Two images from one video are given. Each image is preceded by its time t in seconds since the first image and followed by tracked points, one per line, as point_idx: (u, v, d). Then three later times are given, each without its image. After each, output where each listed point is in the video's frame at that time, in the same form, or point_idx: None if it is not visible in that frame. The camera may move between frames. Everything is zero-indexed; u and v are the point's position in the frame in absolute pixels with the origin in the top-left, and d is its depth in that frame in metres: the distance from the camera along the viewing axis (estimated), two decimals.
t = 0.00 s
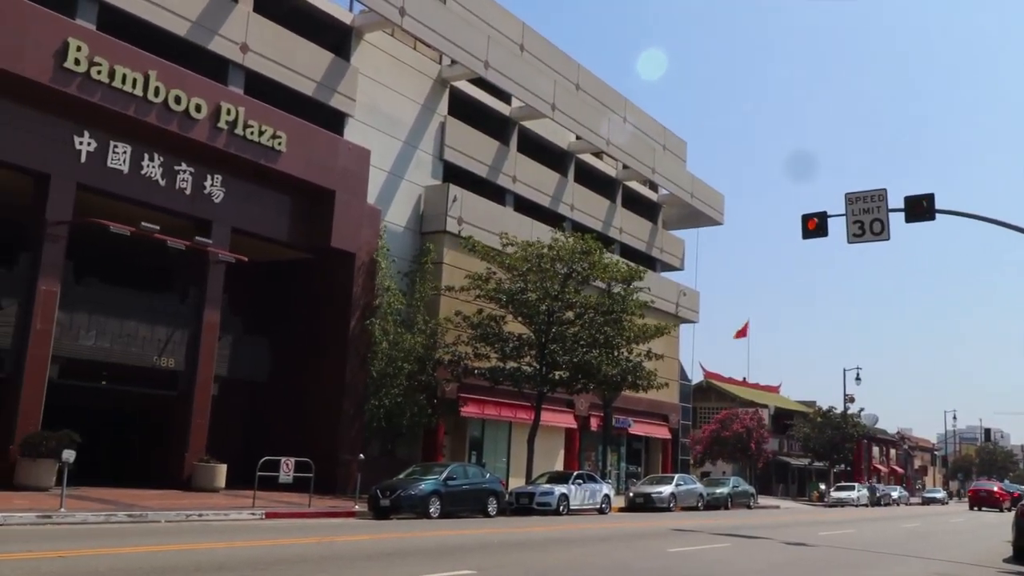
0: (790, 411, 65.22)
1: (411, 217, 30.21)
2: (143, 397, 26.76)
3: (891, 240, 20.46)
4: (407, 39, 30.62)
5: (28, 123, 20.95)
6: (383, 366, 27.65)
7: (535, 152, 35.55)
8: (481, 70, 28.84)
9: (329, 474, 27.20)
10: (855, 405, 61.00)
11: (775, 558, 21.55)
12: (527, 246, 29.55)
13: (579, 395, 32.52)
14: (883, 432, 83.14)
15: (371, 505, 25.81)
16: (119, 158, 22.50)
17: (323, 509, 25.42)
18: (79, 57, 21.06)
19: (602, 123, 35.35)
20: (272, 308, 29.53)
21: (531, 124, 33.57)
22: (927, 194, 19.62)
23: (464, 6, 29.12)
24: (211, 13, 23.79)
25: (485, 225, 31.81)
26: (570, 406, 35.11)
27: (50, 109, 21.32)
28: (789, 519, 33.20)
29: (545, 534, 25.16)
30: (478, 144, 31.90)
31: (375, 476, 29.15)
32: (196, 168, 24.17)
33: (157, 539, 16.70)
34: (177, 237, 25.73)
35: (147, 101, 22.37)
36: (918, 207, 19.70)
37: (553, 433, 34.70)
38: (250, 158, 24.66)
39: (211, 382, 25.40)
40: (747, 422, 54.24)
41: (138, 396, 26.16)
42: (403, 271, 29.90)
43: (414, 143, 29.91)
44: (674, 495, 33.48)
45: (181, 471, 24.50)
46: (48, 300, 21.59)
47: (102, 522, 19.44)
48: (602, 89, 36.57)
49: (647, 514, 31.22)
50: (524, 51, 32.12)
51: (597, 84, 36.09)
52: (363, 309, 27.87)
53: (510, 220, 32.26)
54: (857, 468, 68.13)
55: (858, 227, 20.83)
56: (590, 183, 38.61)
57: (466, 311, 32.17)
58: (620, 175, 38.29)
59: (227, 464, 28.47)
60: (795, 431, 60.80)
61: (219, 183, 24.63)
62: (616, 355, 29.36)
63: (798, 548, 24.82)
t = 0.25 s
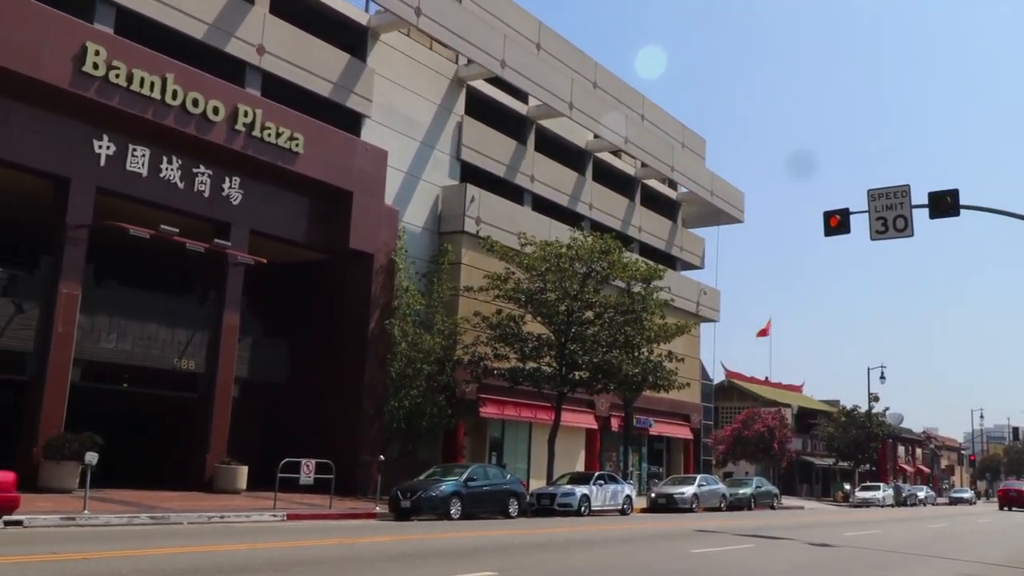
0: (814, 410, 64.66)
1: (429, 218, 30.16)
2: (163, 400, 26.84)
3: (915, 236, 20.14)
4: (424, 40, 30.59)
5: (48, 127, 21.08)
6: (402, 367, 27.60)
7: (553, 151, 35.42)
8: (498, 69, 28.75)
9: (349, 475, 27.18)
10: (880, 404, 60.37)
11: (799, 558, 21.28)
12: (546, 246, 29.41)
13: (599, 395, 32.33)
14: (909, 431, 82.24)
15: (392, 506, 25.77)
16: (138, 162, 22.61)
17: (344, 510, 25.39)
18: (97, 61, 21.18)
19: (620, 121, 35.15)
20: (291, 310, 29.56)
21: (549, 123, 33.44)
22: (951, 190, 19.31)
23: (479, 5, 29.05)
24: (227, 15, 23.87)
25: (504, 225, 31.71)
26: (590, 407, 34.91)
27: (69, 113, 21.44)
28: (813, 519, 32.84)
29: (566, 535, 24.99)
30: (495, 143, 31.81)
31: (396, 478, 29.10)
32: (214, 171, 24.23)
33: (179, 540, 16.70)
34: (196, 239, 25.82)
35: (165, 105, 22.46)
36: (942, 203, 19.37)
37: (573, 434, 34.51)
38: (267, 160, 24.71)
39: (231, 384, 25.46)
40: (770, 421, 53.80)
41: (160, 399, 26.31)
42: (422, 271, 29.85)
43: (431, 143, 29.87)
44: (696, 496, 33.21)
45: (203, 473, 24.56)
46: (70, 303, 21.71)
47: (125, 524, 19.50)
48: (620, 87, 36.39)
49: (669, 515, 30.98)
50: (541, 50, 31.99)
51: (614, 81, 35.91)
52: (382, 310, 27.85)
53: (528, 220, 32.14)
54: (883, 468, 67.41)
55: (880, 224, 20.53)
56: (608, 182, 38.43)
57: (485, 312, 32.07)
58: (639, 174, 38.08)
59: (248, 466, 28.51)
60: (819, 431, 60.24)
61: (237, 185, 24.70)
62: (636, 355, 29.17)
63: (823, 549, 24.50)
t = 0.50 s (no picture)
0: (848, 411, 63.83)
1: (457, 218, 30.06)
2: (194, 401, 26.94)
3: (951, 234, 19.67)
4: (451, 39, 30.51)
5: (78, 131, 21.22)
6: (431, 368, 27.52)
7: (581, 150, 35.21)
8: (525, 68, 28.59)
9: (379, 477, 27.13)
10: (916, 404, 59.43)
11: (835, 562, 20.88)
12: (575, 246, 29.18)
13: (629, 396, 32.05)
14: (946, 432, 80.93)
15: (422, 508, 25.67)
16: (167, 164, 22.70)
17: (374, 512, 25.33)
18: (127, 64, 21.29)
19: (649, 119, 34.85)
20: (320, 311, 29.58)
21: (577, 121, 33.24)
22: (989, 186, 18.82)
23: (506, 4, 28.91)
24: (255, 17, 23.92)
25: (532, 224, 31.54)
26: (620, 408, 34.63)
27: (100, 116, 21.57)
28: (848, 521, 32.31)
29: (597, 537, 24.74)
30: (523, 143, 31.66)
31: (425, 480, 29.01)
32: (243, 173, 24.29)
33: (211, 542, 16.70)
34: (225, 241, 25.90)
35: (193, 107, 22.53)
36: (979, 200, 18.90)
37: (604, 435, 34.24)
38: (295, 161, 24.73)
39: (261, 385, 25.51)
40: (803, 422, 53.15)
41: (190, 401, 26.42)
42: (450, 272, 29.76)
43: (459, 143, 29.77)
44: (728, 498, 32.80)
45: (233, 475, 24.60)
46: (101, 305, 21.83)
47: (157, 526, 19.55)
48: (649, 85, 36.08)
49: (701, 517, 30.62)
50: (569, 48, 31.79)
51: (643, 79, 35.63)
52: (410, 311, 27.79)
53: (556, 220, 31.94)
54: (919, 470, 66.36)
55: (916, 222, 20.08)
56: (637, 181, 38.14)
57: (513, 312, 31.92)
58: (669, 172, 37.74)
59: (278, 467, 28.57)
60: (853, 432, 59.42)
61: (266, 187, 24.73)
62: (666, 356, 28.88)
63: (859, 552, 24.05)
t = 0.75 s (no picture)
0: (887, 411, 62.85)
1: (489, 218, 29.94)
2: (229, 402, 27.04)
3: (992, 231, 19.18)
4: (482, 38, 30.40)
5: (113, 134, 21.38)
6: (464, 369, 27.42)
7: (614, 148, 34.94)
8: (557, 66, 28.40)
9: (413, 479, 27.05)
10: (957, 404, 58.34)
11: (875, 564, 20.45)
12: (607, 246, 28.92)
13: (664, 396, 31.73)
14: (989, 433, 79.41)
15: (455, 509, 25.56)
16: (200, 166, 22.79)
17: (408, 513, 25.26)
18: (160, 67, 21.41)
19: (682, 117, 34.50)
20: (353, 312, 29.59)
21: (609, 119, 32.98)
22: None
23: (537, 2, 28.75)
24: (286, 18, 23.97)
25: (565, 224, 31.34)
26: (655, 408, 34.31)
27: (134, 119, 21.71)
28: (889, 524, 31.71)
29: (631, 539, 24.46)
30: (555, 142, 31.48)
31: (459, 481, 28.89)
32: (276, 174, 24.34)
33: (246, 543, 16.69)
34: (258, 243, 25.99)
35: (226, 110, 22.61)
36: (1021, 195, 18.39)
37: (638, 436, 33.94)
38: (327, 163, 24.74)
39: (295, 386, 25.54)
40: (842, 423, 52.37)
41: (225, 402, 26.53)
42: (482, 272, 29.62)
43: (491, 142, 29.65)
44: (765, 500, 32.35)
45: (268, 476, 24.65)
46: (136, 307, 21.96)
47: (193, 526, 19.60)
48: (682, 83, 35.74)
49: (738, 519, 30.22)
50: (601, 46, 31.55)
51: (676, 76, 35.28)
52: (443, 312, 27.70)
53: (589, 219, 31.71)
54: (961, 471, 65.14)
55: (956, 218, 19.58)
56: (671, 179, 37.80)
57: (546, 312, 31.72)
58: (702, 170, 37.35)
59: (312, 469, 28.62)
60: (893, 432, 58.47)
61: (298, 188, 24.78)
62: (701, 356, 28.53)
63: (900, 555, 23.56)
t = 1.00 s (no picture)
0: (925, 412, 61.87)
1: (520, 218, 29.77)
2: (260, 403, 27.11)
3: None
4: (511, 37, 30.26)
5: (145, 137, 21.49)
6: (495, 369, 27.30)
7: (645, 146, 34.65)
8: (587, 64, 28.19)
9: (444, 480, 26.94)
10: (998, 404, 57.27)
11: (915, 567, 20.01)
12: (639, 245, 28.63)
13: (697, 396, 31.38)
14: None
15: (487, 510, 25.43)
16: (232, 168, 22.85)
17: (440, 514, 25.15)
18: (191, 70, 21.48)
19: (714, 114, 34.12)
20: (384, 313, 29.57)
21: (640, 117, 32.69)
22: None
23: None
24: (316, 19, 23.97)
25: (596, 223, 31.10)
26: (688, 409, 33.96)
27: (165, 122, 21.81)
28: (928, 526, 31.11)
29: (665, 541, 24.18)
30: (586, 140, 31.26)
31: (491, 482, 28.74)
32: (306, 175, 24.36)
33: (278, 544, 16.66)
34: (289, 244, 26.03)
35: (256, 111, 22.65)
36: None
37: (672, 436, 33.61)
38: (357, 163, 24.71)
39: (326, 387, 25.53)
40: (880, 424, 51.59)
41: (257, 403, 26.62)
42: (513, 272, 29.46)
43: (521, 141, 29.49)
44: (801, 501, 31.88)
45: (300, 477, 24.66)
46: (168, 309, 22.05)
47: (226, 527, 19.63)
48: (714, 79, 35.35)
49: (774, 521, 29.80)
50: (631, 43, 31.27)
51: (708, 73, 34.90)
52: (473, 312, 27.58)
53: (620, 218, 31.45)
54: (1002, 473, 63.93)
55: (996, 214, 19.09)
56: (703, 177, 37.42)
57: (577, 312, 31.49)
58: (735, 167, 36.94)
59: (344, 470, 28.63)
60: (931, 433, 57.52)
61: (328, 189, 24.77)
62: (735, 355, 28.17)
63: (941, 558, 23.06)
